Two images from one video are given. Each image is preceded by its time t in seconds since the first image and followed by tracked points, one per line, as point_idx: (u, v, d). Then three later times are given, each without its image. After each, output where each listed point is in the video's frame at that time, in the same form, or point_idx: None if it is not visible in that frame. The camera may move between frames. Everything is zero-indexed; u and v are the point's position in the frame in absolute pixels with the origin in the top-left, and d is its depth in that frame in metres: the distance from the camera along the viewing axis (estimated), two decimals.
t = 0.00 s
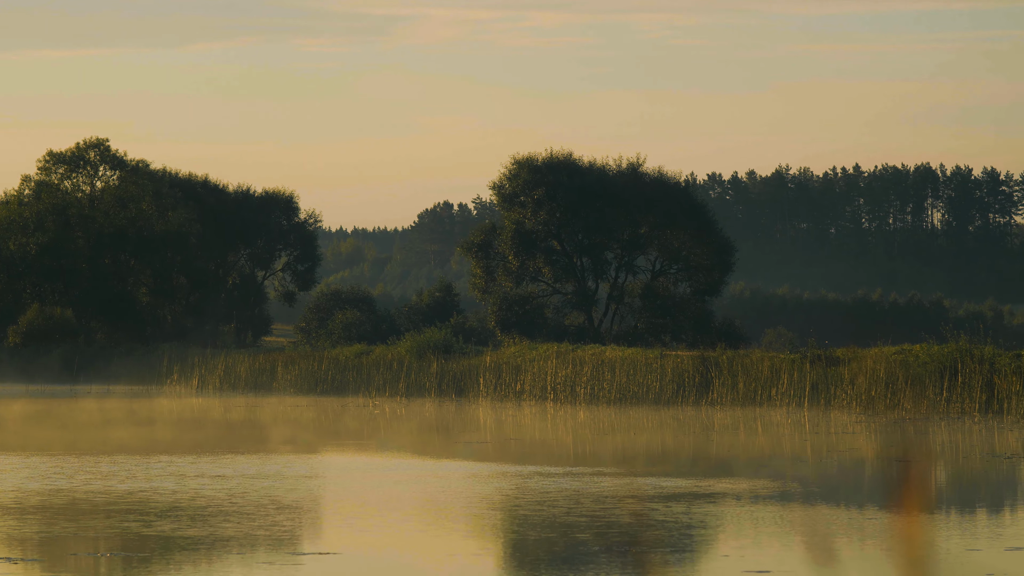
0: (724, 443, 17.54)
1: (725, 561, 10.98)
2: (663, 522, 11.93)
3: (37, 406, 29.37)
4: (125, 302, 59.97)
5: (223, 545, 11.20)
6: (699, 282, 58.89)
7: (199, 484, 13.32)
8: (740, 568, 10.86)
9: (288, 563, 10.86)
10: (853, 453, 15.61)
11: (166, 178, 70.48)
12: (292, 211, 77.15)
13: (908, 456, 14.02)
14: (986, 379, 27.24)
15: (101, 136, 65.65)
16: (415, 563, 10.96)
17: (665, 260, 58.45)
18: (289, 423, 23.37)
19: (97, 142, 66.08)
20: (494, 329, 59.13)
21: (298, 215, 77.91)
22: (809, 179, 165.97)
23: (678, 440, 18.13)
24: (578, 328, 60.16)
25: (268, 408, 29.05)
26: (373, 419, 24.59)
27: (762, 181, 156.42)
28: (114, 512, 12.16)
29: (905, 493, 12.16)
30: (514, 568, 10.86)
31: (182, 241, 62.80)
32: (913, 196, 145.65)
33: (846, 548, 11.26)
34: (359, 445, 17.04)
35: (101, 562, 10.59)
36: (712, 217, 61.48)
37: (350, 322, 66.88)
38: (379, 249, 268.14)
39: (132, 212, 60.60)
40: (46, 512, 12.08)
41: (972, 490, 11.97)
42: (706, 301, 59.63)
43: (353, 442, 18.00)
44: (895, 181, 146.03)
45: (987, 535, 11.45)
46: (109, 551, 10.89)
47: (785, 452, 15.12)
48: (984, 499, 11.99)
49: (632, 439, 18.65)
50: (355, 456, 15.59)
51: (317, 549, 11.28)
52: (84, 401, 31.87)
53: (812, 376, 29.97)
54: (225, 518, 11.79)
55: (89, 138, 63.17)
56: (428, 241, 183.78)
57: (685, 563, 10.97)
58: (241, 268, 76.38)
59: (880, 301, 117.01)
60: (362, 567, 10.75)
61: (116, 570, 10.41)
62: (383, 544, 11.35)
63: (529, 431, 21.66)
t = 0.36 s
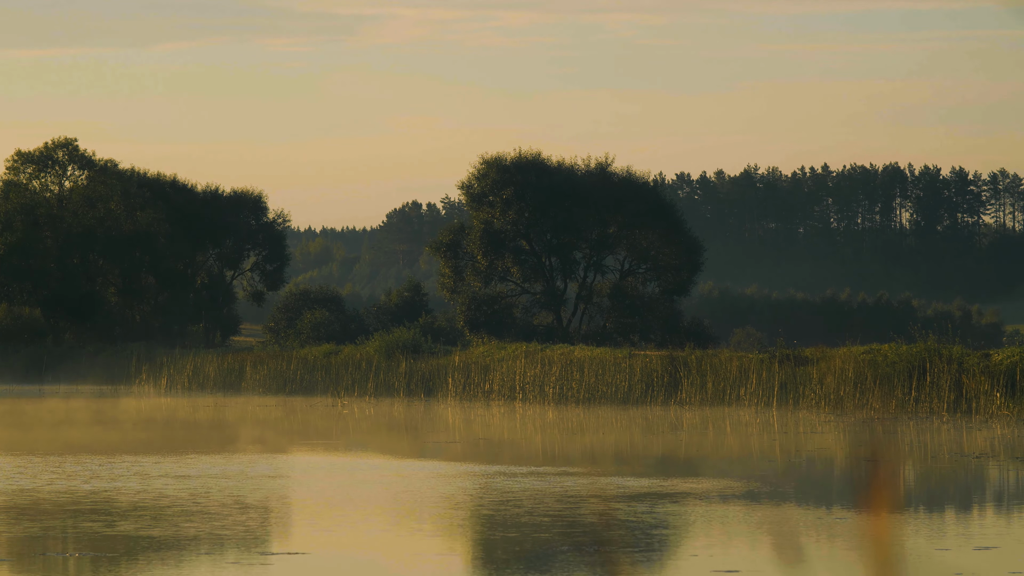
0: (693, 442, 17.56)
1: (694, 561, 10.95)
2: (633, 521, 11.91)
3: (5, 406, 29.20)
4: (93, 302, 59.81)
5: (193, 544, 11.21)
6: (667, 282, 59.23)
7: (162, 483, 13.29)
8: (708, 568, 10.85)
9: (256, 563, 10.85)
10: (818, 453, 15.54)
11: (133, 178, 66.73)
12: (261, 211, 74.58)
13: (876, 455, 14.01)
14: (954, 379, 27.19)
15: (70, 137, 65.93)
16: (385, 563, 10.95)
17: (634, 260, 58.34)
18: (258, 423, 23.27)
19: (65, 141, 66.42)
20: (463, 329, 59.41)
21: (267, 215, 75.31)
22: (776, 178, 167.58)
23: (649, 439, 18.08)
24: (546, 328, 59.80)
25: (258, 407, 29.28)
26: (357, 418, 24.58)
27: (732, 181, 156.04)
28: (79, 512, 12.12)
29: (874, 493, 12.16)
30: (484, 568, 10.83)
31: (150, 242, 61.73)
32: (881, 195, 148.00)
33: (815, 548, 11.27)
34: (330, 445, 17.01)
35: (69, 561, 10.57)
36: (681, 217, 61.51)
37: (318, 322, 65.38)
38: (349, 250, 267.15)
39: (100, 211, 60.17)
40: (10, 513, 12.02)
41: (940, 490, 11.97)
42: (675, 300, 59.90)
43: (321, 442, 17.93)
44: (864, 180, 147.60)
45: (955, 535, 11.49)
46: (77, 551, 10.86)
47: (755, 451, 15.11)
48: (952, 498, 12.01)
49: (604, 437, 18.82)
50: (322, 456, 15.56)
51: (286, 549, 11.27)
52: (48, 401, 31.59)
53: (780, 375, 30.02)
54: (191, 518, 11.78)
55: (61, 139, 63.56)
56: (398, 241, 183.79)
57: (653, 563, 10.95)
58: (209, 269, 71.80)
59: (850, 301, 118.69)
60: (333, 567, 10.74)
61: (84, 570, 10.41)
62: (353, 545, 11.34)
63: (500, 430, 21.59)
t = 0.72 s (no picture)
0: (661, 443, 17.58)
1: (662, 562, 10.97)
2: (602, 521, 11.92)
3: None
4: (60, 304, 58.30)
5: (164, 545, 11.21)
6: (638, 283, 59.12)
7: (127, 484, 13.38)
8: (677, 568, 10.86)
9: (227, 565, 10.84)
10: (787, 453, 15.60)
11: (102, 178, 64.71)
12: (232, 212, 72.13)
13: (847, 455, 14.04)
14: (923, 380, 27.22)
15: (40, 139, 66.81)
16: (355, 563, 10.96)
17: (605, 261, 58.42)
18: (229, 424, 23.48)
19: (35, 144, 67.56)
20: (433, 330, 58.89)
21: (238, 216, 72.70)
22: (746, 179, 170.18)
23: (618, 441, 18.12)
24: (516, 328, 59.79)
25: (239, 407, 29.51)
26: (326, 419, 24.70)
27: (703, 183, 159.44)
28: (44, 513, 12.15)
29: (843, 495, 12.16)
30: (453, 569, 10.84)
31: (121, 243, 61.45)
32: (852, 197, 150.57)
33: (785, 548, 11.29)
34: (302, 446, 17.00)
35: (39, 562, 10.57)
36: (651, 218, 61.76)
37: (289, 323, 65.77)
38: (319, 250, 266.80)
39: (70, 211, 60.04)
40: None
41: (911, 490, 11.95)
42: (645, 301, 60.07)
43: (293, 443, 18.02)
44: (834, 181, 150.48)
45: (925, 536, 11.49)
46: (48, 552, 10.87)
47: (723, 453, 15.19)
48: (922, 499, 12.01)
49: (580, 437, 18.94)
50: (291, 456, 15.61)
51: (256, 550, 11.27)
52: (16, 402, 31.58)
53: (750, 376, 30.03)
54: (156, 518, 11.82)
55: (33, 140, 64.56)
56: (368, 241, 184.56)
57: (623, 564, 10.96)
58: (181, 270, 69.37)
59: (819, 302, 119.77)
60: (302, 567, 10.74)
61: (54, 570, 10.43)
62: (322, 546, 11.34)
63: (469, 432, 21.71)
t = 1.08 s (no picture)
0: (629, 444, 17.58)
1: (632, 561, 10.90)
2: (571, 523, 11.92)
3: None
4: (34, 303, 56.08)
5: (131, 543, 11.18)
6: (608, 282, 59.37)
7: (91, 485, 13.46)
8: (648, 568, 10.80)
9: (197, 564, 10.71)
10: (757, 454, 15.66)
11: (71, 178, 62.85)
12: (201, 212, 70.78)
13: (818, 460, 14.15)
14: (893, 380, 27.21)
15: (7, 137, 63.74)
16: (325, 563, 10.90)
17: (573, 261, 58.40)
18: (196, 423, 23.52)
19: None
20: (404, 330, 58.61)
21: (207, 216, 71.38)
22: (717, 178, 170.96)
23: (587, 440, 18.14)
24: (486, 328, 59.26)
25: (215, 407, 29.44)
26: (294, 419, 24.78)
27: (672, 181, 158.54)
28: (9, 513, 12.18)
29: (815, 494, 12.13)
30: (423, 567, 10.81)
31: (90, 244, 58.64)
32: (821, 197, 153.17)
33: (755, 549, 11.25)
34: (272, 446, 17.05)
35: (9, 563, 10.51)
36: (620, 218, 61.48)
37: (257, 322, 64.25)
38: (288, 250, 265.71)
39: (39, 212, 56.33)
40: None
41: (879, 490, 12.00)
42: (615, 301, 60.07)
43: (263, 443, 18.07)
44: (805, 181, 152.60)
45: (895, 535, 11.49)
46: (18, 553, 10.83)
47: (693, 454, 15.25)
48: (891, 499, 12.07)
49: (546, 438, 19.00)
50: (260, 455, 15.64)
51: (225, 549, 11.23)
52: None
53: (720, 376, 30.07)
54: (120, 518, 11.86)
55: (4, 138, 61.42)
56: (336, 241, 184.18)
57: (593, 562, 10.91)
58: (149, 270, 67.97)
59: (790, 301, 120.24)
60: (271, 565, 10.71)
61: (24, 569, 10.37)
62: (292, 546, 11.30)
63: (438, 433, 21.76)
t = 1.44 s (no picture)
0: (594, 442, 17.63)
1: (597, 562, 10.91)
2: (538, 522, 11.95)
3: None
4: None
5: (93, 544, 11.16)
6: (574, 283, 59.20)
7: (51, 485, 13.46)
8: (613, 568, 10.80)
9: (163, 564, 10.72)
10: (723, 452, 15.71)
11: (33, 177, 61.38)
12: (167, 212, 68.32)
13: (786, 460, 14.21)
14: (859, 379, 27.29)
15: None
16: (292, 563, 10.91)
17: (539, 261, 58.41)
18: (160, 422, 23.69)
19: None
20: (369, 330, 58.59)
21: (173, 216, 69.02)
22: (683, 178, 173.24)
23: (554, 440, 18.20)
24: (451, 329, 59.39)
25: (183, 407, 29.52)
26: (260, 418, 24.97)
27: (639, 182, 162.07)
28: None
29: (779, 494, 12.16)
30: (389, 567, 10.83)
31: (55, 243, 59.24)
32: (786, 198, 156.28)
33: (720, 548, 11.27)
34: (238, 446, 17.13)
35: None
36: (586, 218, 61.59)
37: (224, 322, 64.70)
38: (256, 250, 264.44)
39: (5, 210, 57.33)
40: None
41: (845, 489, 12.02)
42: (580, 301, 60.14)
43: (230, 443, 18.18)
44: (771, 181, 155.70)
45: (861, 536, 11.50)
46: None
47: (661, 453, 15.25)
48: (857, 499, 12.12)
49: (508, 437, 19.08)
50: (227, 455, 15.71)
51: (193, 550, 11.23)
52: None
53: (685, 376, 30.12)
54: (80, 518, 11.84)
55: None
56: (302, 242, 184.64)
57: (559, 563, 10.91)
58: (114, 270, 66.31)
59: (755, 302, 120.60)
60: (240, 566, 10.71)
61: None
62: (260, 546, 11.31)
63: (401, 432, 21.80)
